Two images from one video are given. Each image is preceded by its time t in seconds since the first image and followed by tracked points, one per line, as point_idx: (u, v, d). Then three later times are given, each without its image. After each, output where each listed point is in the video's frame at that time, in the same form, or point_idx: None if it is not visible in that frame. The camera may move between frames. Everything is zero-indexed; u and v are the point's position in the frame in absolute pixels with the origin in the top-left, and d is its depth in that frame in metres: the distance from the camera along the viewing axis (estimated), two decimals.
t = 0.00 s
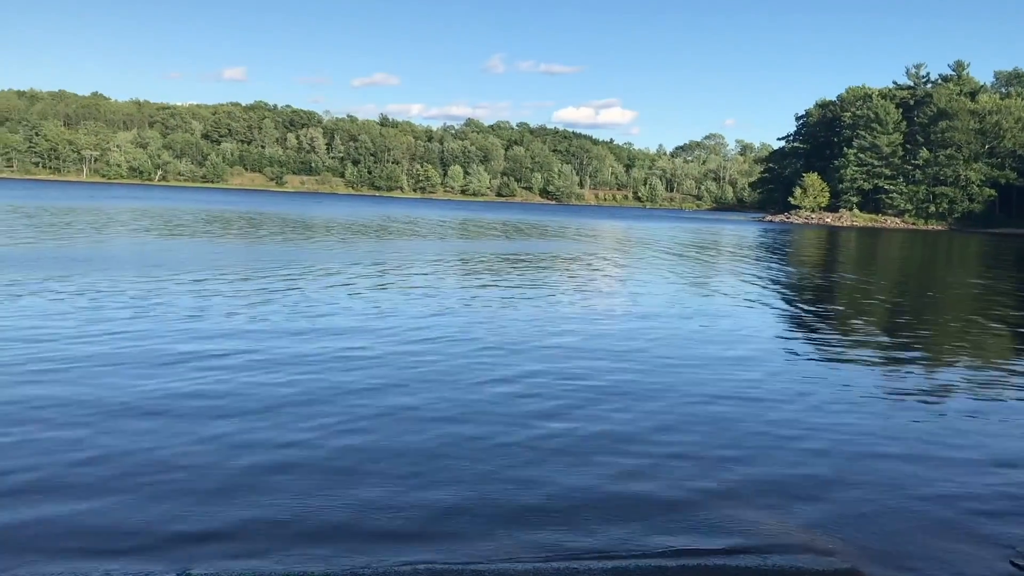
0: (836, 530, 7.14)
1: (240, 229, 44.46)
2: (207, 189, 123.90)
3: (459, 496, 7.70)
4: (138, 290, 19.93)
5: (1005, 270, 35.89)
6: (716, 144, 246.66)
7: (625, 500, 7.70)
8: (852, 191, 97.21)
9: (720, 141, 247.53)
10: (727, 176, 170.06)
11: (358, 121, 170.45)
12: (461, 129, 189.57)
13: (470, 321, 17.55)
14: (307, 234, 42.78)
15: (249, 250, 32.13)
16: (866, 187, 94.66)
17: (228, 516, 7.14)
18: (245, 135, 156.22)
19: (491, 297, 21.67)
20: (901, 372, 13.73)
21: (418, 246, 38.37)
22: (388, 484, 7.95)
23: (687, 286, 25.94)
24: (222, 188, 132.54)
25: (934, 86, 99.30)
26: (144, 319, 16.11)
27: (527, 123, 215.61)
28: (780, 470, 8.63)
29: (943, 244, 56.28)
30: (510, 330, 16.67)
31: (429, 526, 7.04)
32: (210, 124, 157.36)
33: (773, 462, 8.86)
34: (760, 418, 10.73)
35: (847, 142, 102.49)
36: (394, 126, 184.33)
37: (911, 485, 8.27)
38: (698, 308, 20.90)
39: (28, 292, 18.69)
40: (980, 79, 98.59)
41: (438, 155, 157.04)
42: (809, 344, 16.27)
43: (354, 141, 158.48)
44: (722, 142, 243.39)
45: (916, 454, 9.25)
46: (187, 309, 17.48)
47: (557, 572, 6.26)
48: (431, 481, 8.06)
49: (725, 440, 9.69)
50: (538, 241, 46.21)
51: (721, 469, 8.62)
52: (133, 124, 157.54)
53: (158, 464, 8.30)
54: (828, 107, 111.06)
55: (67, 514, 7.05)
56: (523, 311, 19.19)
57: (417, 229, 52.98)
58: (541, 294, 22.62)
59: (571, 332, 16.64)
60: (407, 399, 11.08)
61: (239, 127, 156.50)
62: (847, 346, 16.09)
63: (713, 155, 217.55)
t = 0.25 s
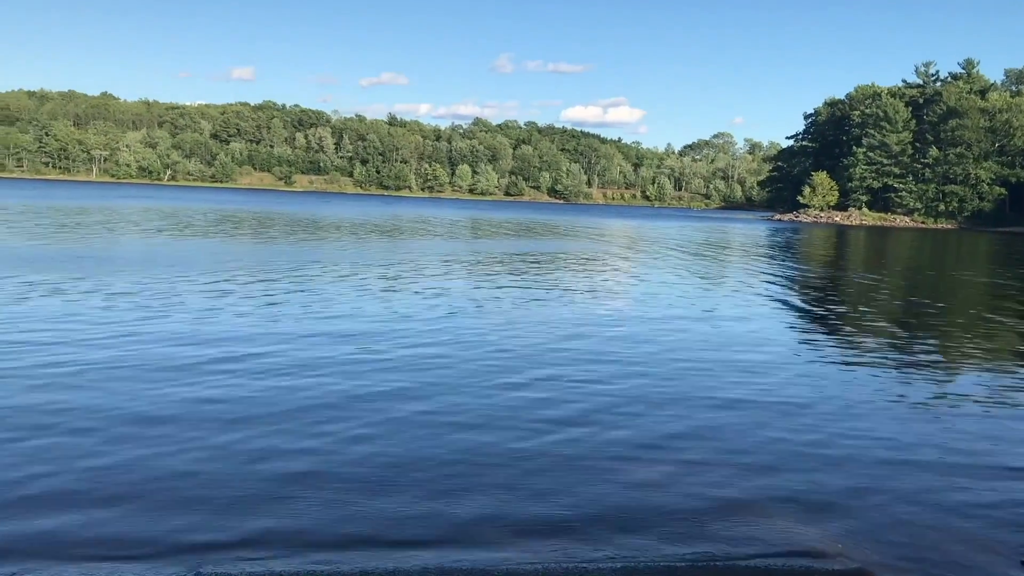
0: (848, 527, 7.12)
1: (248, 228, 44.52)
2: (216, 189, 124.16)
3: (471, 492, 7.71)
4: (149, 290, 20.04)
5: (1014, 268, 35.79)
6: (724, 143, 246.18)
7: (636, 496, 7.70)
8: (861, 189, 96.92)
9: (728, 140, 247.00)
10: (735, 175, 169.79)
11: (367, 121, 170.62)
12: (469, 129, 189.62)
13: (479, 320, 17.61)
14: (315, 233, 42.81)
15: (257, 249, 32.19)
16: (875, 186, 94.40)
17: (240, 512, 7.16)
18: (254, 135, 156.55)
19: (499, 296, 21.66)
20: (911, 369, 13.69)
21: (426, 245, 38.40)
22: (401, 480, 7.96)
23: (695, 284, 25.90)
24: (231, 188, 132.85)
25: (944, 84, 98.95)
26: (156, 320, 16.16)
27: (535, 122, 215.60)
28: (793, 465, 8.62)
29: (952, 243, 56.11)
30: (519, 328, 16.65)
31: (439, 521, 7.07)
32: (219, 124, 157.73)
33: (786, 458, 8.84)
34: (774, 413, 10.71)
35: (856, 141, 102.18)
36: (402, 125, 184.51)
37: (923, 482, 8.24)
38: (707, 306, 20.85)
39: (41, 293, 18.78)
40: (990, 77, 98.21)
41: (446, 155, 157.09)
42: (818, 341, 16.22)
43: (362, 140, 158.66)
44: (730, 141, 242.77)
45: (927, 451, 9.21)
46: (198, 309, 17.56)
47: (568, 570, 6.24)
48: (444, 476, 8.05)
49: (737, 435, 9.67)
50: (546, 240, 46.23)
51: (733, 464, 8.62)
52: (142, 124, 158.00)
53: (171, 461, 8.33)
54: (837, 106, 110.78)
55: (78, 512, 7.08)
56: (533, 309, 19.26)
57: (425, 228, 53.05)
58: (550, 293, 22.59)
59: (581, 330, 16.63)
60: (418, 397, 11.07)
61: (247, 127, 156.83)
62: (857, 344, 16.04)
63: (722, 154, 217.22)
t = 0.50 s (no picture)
0: (853, 527, 7.12)
1: (254, 229, 44.56)
2: (221, 189, 124.42)
3: (479, 495, 7.70)
4: (157, 291, 20.10)
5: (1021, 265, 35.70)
6: (730, 140, 245.51)
7: (644, 499, 7.69)
8: (868, 187, 96.59)
9: (735, 138, 246.45)
10: (741, 172, 169.45)
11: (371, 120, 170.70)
12: (474, 128, 189.57)
13: (486, 321, 17.62)
14: (320, 233, 42.81)
15: (263, 249, 32.25)
16: (881, 183, 94.09)
17: (248, 515, 7.16)
18: (259, 134, 156.72)
19: (505, 296, 21.68)
20: (917, 369, 13.68)
21: (431, 244, 38.39)
22: (408, 483, 7.95)
23: (701, 283, 25.88)
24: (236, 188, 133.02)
25: (950, 80, 98.57)
26: (165, 319, 16.21)
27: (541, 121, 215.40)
28: (801, 468, 8.59)
29: (959, 240, 55.90)
30: (525, 329, 16.67)
31: (446, 522, 7.07)
32: (224, 124, 157.96)
33: (794, 461, 8.82)
34: (782, 415, 10.68)
35: (862, 138, 101.84)
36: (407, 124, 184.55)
37: (929, 482, 8.24)
38: (712, 306, 20.84)
39: (50, 293, 18.84)
40: (997, 73, 97.79)
41: (451, 154, 157.01)
42: (824, 340, 16.21)
43: (367, 139, 158.73)
44: (736, 138, 242.18)
45: (932, 452, 9.21)
46: (207, 309, 17.60)
47: (574, 570, 6.26)
48: (452, 480, 8.04)
49: (745, 438, 9.65)
50: (552, 239, 46.15)
51: (741, 467, 8.60)
52: (148, 124, 158.31)
53: (179, 465, 8.34)
54: (842, 103, 110.44)
55: (85, 515, 7.09)
56: (540, 310, 19.26)
57: (430, 228, 53.05)
58: (555, 293, 22.61)
59: (586, 331, 16.64)
60: (425, 400, 11.06)
61: (252, 126, 157.02)
62: (862, 342, 16.02)
63: (727, 152, 216.80)
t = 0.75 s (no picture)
0: (862, 519, 7.09)
1: (256, 229, 44.52)
2: (225, 188, 124.60)
3: (487, 488, 7.62)
4: (161, 292, 20.05)
5: None
6: (734, 135, 244.96)
7: (654, 492, 7.61)
8: (872, 180, 96.36)
9: (739, 133, 246.06)
10: (745, 166, 169.22)
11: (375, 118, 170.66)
12: (477, 125, 189.44)
13: (491, 318, 17.56)
14: (322, 231, 42.79)
15: (266, 248, 32.23)
16: (886, 176, 93.88)
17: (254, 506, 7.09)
18: (262, 134, 156.84)
19: (509, 293, 21.64)
20: (926, 360, 13.61)
21: (435, 242, 38.41)
22: (415, 475, 7.89)
23: (705, 278, 25.83)
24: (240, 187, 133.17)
25: (955, 72, 98.25)
26: (169, 320, 16.14)
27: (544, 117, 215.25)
28: (812, 460, 8.50)
29: (963, 232, 55.81)
30: (529, 324, 16.66)
31: (455, 517, 6.99)
32: (227, 123, 158.09)
33: (805, 452, 8.73)
34: (792, 407, 10.59)
35: (866, 131, 101.60)
36: (410, 122, 184.53)
37: (939, 473, 8.20)
38: (718, 300, 20.79)
39: (54, 295, 18.80)
40: (1001, 65, 97.47)
41: (455, 151, 156.94)
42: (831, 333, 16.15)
43: (370, 137, 158.75)
44: (740, 133, 241.77)
45: (942, 442, 9.14)
46: (211, 309, 17.54)
47: (584, 566, 6.23)
48: (460, 473, 7.97)
49: (754, 430, 9.55)
50: (557, 235, 46.11)
51: (751, 459, 8.51)
52: (151, 125, 158.57)
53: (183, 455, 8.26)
54: (846, 96, 110.18)
55: (88, 506, 7.01)
56: (545, 308, 19.20)
57: (434, 225, 52.99)
58: (559, 290, 22.59)
59: (591, 326, 16.61)
60: (432, 392, 11.04)
61: (256, 126, 157.13)
62: (870, 335, 15.98)
63: (731, 147, 216.40)
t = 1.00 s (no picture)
0: (872, 514, 7.07)
1: (259, 228, 44.50)
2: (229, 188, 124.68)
3: (494, 490, 7.62)
4: (167, 292, 20.06)
5: None
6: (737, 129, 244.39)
7: (662, 491, 7.60)
8: (877, 171, 96.06)
9: (743, 125, 245.67)
10: (749, 159, 168.89)
11: (377, 116, 170.59)
12: (480, 121, 189.28)
13: (496, 315, 17.55)
14: (326, 231, 42.79)
15: (271, 248, 32.28)
16: (890, 167, 93.57)
17: (262, 511, 7.10)
18: (265, 133, 156.88)
19: (514, 290, 21.63)
20: (933, 354, 13.57)
21: (439, 239, 38.40)
22: (422, 478, 7.88)
23: (710, 272, 25.80)
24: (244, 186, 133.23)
25: (958, 62, 97.90)
26: (176, 321, 16.14)
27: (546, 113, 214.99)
28: (819, 458, 8.49)
29: (968, 223, 55.62)
30: (535, 322, 16.64)
31: (462, 519, 6.99)
32: (230, 123, 158.14)
33: (813, 450, 8.72)
34: (799, 404, 10.56)
35: (870, 122, 101.29)
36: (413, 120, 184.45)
37: (949, 468, 8.17)
38: (723, 295, 20.76)
39: (61, 298, 18.81)
40: (1005, 54, 97.09)
41: (458, 148, 156.80)
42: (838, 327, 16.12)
43: (373, 135, 158.73)
44: (744, 126, 241.23)
45: (951, 438, 9.12)
46: (218, 309, 17.55)
47: (594, 561, 6.22)
48: (467, 475, 7.97)
49: (762, 428, 9.52)
50: (561, 231, 46.05)
51: (759, 457, 8.50)
52: (154, 125, 158.70)
53: (189, 461, 8.26)
54: (849, 88, 109.87)
55: (98, 511, 7.03)
56: (551, 304, 19.20)
57: (438, 223, 52.96)
58: (564, 286, 22.57)
59: (597, 323, 16.60)
60: (439, 393, 11.03)
61: (259, 125, 157.18)
62: (877, 328, 15.95)
63: (734, 140, 215.97)
